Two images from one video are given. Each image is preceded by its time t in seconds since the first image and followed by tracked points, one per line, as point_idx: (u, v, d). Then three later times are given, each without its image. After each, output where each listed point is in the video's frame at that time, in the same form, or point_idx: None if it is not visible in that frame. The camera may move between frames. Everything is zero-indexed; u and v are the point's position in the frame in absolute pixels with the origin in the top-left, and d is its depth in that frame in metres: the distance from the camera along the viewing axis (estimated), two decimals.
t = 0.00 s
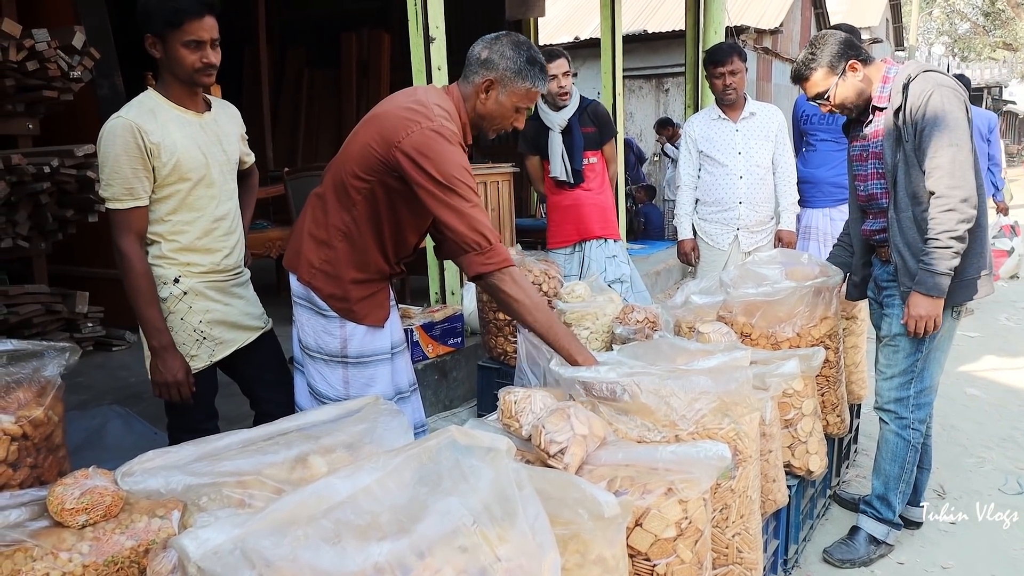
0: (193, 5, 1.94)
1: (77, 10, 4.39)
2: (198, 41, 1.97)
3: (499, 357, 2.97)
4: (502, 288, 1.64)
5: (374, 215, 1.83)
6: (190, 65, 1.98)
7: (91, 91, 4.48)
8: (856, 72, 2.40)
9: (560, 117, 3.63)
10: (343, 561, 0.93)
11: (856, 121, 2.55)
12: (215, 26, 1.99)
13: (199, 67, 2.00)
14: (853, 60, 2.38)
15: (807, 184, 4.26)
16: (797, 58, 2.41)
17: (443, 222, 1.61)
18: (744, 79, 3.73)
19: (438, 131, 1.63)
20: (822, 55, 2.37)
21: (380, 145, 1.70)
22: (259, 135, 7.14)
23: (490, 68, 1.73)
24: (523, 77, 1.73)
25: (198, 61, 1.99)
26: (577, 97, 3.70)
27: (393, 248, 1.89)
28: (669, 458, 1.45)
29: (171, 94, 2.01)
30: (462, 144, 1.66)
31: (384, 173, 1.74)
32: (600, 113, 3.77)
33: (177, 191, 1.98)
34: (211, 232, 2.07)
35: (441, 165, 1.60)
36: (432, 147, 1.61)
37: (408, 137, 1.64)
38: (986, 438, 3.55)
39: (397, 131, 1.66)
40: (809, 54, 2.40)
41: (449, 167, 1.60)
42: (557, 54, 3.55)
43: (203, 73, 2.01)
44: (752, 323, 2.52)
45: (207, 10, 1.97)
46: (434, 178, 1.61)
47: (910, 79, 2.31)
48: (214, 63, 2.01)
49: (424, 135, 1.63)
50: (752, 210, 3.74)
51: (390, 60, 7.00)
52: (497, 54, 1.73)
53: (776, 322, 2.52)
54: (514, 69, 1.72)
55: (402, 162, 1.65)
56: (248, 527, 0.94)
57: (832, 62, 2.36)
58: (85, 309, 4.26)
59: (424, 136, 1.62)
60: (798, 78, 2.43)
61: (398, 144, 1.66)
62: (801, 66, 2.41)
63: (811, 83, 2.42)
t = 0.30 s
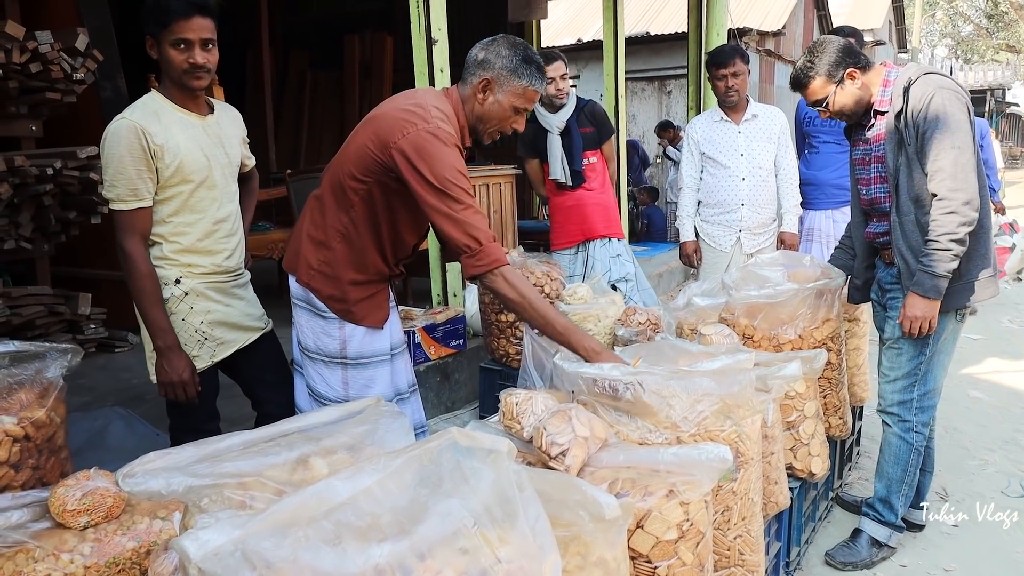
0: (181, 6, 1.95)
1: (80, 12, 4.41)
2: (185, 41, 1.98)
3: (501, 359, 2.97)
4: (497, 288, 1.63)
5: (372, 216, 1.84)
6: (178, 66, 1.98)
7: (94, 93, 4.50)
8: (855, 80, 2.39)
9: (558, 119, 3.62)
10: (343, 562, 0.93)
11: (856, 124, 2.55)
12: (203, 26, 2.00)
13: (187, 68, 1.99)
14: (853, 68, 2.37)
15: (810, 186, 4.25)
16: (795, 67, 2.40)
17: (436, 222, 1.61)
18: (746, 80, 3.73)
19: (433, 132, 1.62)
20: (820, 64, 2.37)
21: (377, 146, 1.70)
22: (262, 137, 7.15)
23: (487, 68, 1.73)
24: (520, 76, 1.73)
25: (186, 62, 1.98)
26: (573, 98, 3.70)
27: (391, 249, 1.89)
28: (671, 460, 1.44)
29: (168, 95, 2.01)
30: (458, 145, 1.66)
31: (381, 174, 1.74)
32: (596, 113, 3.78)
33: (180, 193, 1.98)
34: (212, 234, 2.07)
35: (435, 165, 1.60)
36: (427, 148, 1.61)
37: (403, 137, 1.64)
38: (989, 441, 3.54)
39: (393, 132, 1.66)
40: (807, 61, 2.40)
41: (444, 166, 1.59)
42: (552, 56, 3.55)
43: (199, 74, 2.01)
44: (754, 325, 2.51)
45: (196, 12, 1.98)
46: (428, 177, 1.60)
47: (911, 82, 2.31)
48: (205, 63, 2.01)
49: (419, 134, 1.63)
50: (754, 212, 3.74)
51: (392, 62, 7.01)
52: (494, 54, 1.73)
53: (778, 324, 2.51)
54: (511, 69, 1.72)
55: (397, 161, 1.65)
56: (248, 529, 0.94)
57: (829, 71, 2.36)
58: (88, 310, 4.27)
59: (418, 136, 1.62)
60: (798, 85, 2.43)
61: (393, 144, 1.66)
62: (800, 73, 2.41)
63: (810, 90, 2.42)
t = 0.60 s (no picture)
0: (177, 5, 1.96)
1: (84, 14, 4.42)
2: (181, 40, 1.98)
3: (503, 360, 2.97)
4: (490, 277, 1.61)
5: (368, 213, 1.84)
6: (176, 65, 1.99)
7: (97, 95, 4.51)
8: (858, 81, 2.39)
9: (556, 123, 3.60)
10: (344, 563, 0.93)
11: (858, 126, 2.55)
12: (199, 25, 2.00)
13: (184, 67, 1.99)
14: (855, 71, 2.38)
15: (812, 187, 4.24)
16: (798, 68, 2.41)
17: (428, 214, 1.60)
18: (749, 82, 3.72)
19: (425, 125, 1.62)
20: (822, 65, 2.37)
21: (371, 142, 1.71)
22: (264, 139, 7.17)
23: (481, 60, 1.74)
24: (513, 67, 1.74)
25: (183, 61, 1.99)
26: (571, 101, 3.66)
27: (390, 247, 1.89)
28: (672, 461, 1.45)
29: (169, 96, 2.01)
30: (451, 138, 1.65)
31: (375, 169, 1.74)
32: (596, 113, 3.71)
33: (181, 193, 1.98)
34: (214, 235, 2.08)
35: (427, 155, 1.60)
36: (419, 140, 1.61)
37: (395, 129, 1.65)
38: (992, 442, 3.53)
39: (385, 127, 1.67)
40: (811, 62, 2.40)
41: (436, 156, 1.59)
42: (549, 62, 3.52)
43: (197, 74, 2.01)
44: (756, 327, 2.51)
45: (191, 11, 1.98)
46: (419, 168, 1.60)
47: (913, 84, 2.31)
48: (205, 63, 2.01)
49: (411, 126, 1.63)
50: (756, 213, 3.73)
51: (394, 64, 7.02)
52: (487, 46, 1.74)
53: (780, 326, 2.51)
54: (504, 60, 1.73)
55: (389, 154, 1.66)
56: (249, 529, 0.94)
57: (832, 72, 2.36)
58: (90, 311, 4.28)
59: (410, 128, 1.63)
60: (800, 86, 2.44)
61: (385, 137, 1.67)
62: (803, 74, 2.42)
63: (812, 91, 2.42)
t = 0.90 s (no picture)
0: (173, 5, 1.96)
1: (85, 14, 4.43)
2: (178, 40, 1.98)
3: (504, 360, 2.97)
4: (466, 266, 1.59)
5: (363, 208, 1.84)
6: (174, 65, 1.99)
7: (98, 96, 4.52)
8: (859, 80, 2.39)
9: (558, 125, 3.61)
10: (343, 563, 0.93)
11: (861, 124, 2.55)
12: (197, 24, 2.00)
13: (181, 67, 1.99)
14: (858, 69, 2.37)
15: (813, 188, 4.24)
16: (802, 60, 2.41)
17: (410, 203, 1.59)
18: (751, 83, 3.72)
19: (413, 115, 1.63)
20: (825, 61, 2.37)
21: (363, 135, 1.73)
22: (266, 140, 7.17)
23: (473, 51, 1.74)
24: (504, 58, 1.75)
25: (181, 61, 1.99)
26: (575, 102, 3.64)
27: (386, 242, 1.89)
28: (672, 462, 1.45)
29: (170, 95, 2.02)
30: (439, 126, 1.66)
31: (367, 162, 1.75)
32: (601, 114, 3.68)
33: (183, 193, 1.98)
34: (215, 235, 2.08)
35: (413, 143, 1.60)
36: (406, 128, 1.62)
37: (385, 121, 1.66)
38: (994, 443, 3.53)
39: (375, 118, 1.69)
40: (815, 56, 2.40)
41: (422, 144, 1.59)
42: (553, 64, 3.51)
43: (195, 74, 2.01)
44: (757, 327, 2.51)
45: (188, 11, 1.98)
46: (405, 157, 1.60)
47: (918, 85, 2.31)
48: (204, 62, 2.01)
49: (399, 117, 1.64)
50: (757, 214, 3.73)
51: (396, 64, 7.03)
52: (479, 38, 1.75)
53: (781, 326, 2.51)
54: (495, 51, 1.74)
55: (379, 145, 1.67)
56: (249, 529, 0.94)
57: (834, 69, 2.36)
58: (91, 311, 4.28)
59: (399, 118, 1.64)
60: (803, 79, 2.45)
61: (375, 129, 1.68)
62: (806, 68, 2.42)
63: (814, 85, 2.43)
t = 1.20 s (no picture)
0: (172, 6, 1.96)
1: (86, 14, 4.43)
2: (178, 41, 1.98)
3: (505, 361, 2.98)
4: (433, 266, 1.61)
5: (359, 202, 1.85)
6: (173, 66, 1.99)
7: (100, 96, 4.52)
8: (863, 76, 2.38)
9: (572, 123, 3.60)
10: (342, 564, 0.93)
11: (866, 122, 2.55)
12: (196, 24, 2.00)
13: (180, 68, 1.99)
14: (861, 65, 2.36)
15: (814, 188, 4.24)
16: (807, 54, 2.42)
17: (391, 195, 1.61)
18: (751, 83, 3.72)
19: (404, 106, 1.65)
20: (831, 55, 2.37)
21: (358, 128, 1.75)
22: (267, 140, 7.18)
23: (469, 46, 1.75)
24: (501, 53, 1.75)
25: (179, 61, 1.99)
26: (589, 102, 3.64)
27: (383, 237, 1.89)
28: (672, 462, 1.45)
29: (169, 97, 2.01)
30: (430, 118, 1.67)
31: (362, 154, 1.77)
32: (614, 117, 3.69)
33: (185, 193, 1.98)
34: (217, 235, 2.08)
35: (402, 135, 1.62)
36: (396, 119, 1.64)
37: (378, 112, 1.69)
38: (994, 444, 3.52)
39: (369, 111, 1.72)
40: (820, 51, 2.41)
41: (410, 135, 1.61)
42: (570, 61, 3.54)
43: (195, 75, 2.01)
44: (757, 328, 2.51)
45: (187, 11, 1.99)
46: (394, 148, 1.62)
47: (920, 84, 2.30)
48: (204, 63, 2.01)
49: (391, 109, 1.66)
50: (758, 215, 3.73)
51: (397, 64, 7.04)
52: (476, 33, 1.75)
53: (782, 327, 2.51)
54: (492, 46, 1.74)
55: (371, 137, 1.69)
56: (248, 530, 0.94)
57: (838, 64, 2.36)
58: (92, 312, 4.29)
59: (391, 110, 1.66)
60: (807, 73, 2.45)
61: (369, 121, 1.70)
62: (811, 62, 2.43)
63: (817, 80, 2.44)
